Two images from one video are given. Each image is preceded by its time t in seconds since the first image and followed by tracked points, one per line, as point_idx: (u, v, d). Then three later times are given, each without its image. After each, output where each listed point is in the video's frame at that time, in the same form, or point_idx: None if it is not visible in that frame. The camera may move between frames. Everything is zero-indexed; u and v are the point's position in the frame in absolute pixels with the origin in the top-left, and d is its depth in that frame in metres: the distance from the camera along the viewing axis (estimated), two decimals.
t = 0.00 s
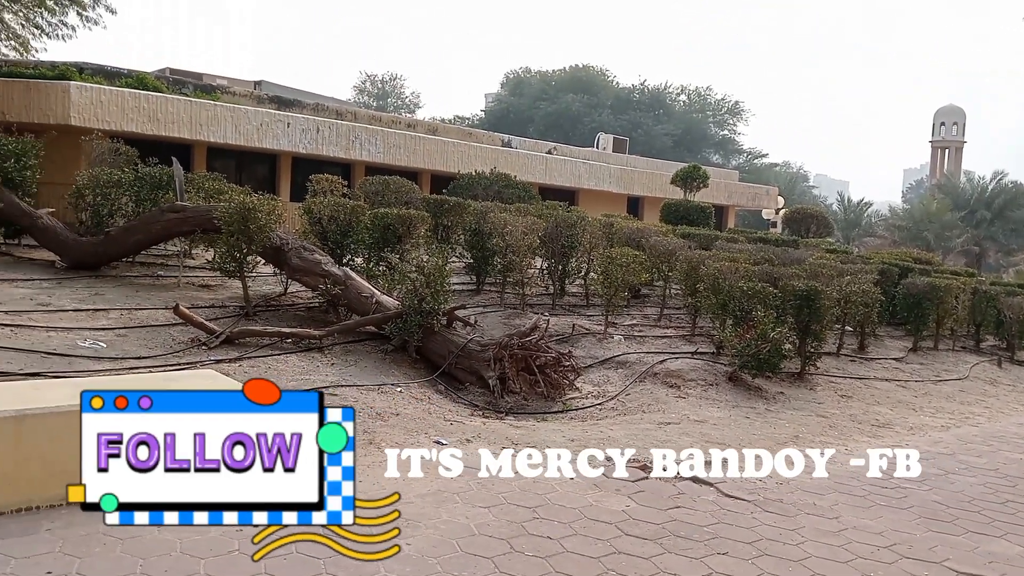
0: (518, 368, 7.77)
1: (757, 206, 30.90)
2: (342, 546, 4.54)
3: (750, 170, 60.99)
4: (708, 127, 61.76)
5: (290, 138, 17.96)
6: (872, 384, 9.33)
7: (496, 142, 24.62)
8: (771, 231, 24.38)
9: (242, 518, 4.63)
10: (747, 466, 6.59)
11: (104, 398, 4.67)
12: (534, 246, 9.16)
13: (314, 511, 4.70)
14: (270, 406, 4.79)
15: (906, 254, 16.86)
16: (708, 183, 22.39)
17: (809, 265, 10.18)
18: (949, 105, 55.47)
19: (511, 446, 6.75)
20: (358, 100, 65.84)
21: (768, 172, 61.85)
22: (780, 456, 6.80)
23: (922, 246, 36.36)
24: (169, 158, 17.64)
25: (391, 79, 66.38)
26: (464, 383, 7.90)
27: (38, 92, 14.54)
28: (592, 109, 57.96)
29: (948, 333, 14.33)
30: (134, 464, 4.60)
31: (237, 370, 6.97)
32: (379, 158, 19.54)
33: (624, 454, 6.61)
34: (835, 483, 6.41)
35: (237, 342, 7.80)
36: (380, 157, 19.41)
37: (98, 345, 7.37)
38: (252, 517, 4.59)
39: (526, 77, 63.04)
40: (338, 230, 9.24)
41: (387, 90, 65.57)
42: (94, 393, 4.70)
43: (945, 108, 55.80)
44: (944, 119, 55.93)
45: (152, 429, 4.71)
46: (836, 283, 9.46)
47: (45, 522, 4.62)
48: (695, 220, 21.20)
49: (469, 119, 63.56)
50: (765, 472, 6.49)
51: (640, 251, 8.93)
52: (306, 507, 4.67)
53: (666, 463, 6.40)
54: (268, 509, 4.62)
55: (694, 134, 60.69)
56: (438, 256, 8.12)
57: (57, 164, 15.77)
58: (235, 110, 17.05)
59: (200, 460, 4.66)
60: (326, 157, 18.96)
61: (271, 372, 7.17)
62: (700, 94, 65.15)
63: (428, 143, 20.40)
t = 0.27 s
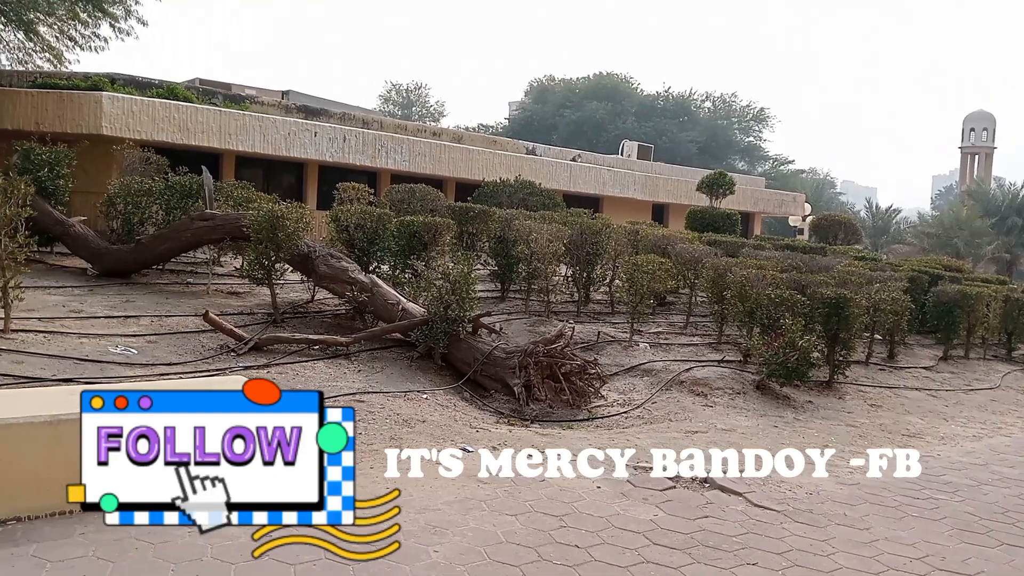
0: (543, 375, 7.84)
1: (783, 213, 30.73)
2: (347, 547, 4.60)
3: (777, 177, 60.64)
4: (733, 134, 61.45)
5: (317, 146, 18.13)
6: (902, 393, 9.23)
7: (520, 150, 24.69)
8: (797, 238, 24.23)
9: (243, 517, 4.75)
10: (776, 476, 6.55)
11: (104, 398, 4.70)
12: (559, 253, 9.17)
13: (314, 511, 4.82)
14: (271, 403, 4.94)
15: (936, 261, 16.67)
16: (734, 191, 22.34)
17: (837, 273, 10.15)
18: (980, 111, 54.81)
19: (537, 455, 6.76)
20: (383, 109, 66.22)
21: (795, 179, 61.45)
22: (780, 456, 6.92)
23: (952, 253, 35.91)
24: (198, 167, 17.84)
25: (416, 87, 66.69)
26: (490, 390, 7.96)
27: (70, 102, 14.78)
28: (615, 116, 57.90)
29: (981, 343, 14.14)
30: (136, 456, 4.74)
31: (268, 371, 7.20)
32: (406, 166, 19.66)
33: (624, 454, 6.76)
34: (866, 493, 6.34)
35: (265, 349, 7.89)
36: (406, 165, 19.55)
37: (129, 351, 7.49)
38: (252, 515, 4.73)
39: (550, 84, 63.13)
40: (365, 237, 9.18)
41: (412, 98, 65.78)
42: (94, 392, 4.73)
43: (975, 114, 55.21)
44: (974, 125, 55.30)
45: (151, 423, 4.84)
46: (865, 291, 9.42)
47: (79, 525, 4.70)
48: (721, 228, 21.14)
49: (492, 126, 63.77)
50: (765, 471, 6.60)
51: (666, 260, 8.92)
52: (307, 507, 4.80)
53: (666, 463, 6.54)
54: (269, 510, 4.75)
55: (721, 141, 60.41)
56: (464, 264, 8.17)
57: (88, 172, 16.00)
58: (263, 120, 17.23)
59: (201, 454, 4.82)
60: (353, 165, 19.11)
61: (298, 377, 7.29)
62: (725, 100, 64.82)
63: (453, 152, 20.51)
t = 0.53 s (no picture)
0: (572, 381, 7.82)
1: (814, 217, 30.42)
2: (379, 553, 4.72)
3: (807, 180, 59.98)
4: (763, 137, 60.83)
5: (346, 154, 18.31)
6: (937, 399, 9.11)
7: (548, 155, 24.71)
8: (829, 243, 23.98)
9: (252, 523, 4.17)
10: (808, 483, 6.50)
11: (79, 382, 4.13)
12: (588, 259, 9.18)
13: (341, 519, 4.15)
14: (282, 397, 4.12)
15: (972, 265, 16.40)
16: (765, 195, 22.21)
17: (870, 278, 10.05)
18: (1015, 111, 53.78)
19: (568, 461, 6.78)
20: (411, 116, 66.62)
21: (824, 181, 60.73)
22: (796, 459, 6.92)
23: (989, 257, 35.24)
24: (230, 176, 18.02)
25: (444, 94, 66.96)
26: (519, 396, 7.98)
27: (105, 113, 15.05)
28: (642, 120, 57.71)
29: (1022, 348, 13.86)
30: (113, 459, 4.21)
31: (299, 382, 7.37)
32: (434, 173, 19.84)
33: (624, 454, 6.89)
34: (901, 501, 6.25)
35: (297, 354, 8.08)
36: (435, 172, 19.69)
37: (164, 358, 7.62)
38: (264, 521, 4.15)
39: (577, 89, 63.13)
40: (394, 244, 9.31)
41: (440, 106, 66.02)
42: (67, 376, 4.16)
43: (1010, 115, 54.28)
44: (1009, 125, 54.37)
45: (135, 417, 4.18)
46: (899, 296, 9.32)
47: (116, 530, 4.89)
48: (751, 232, 20.99)
49: (518, 132, 63.89)
50: (765, 472, 6.64)
51: (695, 266, 8.99)
52: (328, 515, 4.12)
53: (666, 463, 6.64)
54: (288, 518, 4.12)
55: (750, 144, 59.95)
56: (492, 270, 8.21)
57: (122, 181, 16.27)
58: (294, 128, 17.39)
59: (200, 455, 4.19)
60: (382, 172, 19.26)
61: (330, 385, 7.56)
62: (753, 103, 64.24)
63: (482, 158, 20.62)
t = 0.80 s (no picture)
0: (595, 387, 7.82)
1: (841, 224, 30.16)
2: (403, 557, 4.76)
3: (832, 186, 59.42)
4: (789, 143, 60.36)
5: (372, 159, 18.42)
6: (967, 408, 9.00)
7: (571, 160, 24.73)
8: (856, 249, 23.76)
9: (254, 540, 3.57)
10: (834, 492, 6.45)
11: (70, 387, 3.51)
12: (611, 264, 9.12)
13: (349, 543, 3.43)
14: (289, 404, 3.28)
15: (1003, 272, 16.18)
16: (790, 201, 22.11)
17: (898, 284, 9.99)
18: None
19: (591, 467, 6.79)
20: (435, 121, 66.89)
21: (850, 187, 60.16)
22: (820, 468, 6.89)
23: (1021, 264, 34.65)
24: (256, 180, 18.25)
25: (467, 99, 67.19)
26: (542, 401, 8.02)
27: (135, 118, 15.26)
28: (666, 125, 57.60)
29: None
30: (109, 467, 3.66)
31: (324, 387, 7.48)
32: (459, 178, 19.90)
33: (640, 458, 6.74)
34: (930, 511, 6.17)
35: (322, 358, 8.26)
36: (459, 178, 19.78)
37: (191, 360, 7.78)
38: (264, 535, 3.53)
39: (601, 94, 63.15)
40: (418, 248, 9.48)
41: (464, 111, 66.14)
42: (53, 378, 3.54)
43: None
44: None
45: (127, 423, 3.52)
46: (927, 303, 9.26)
47: (144, 530, 5.02)
48: (777, 238, 20.87)
49: (541, 137, 63.98)
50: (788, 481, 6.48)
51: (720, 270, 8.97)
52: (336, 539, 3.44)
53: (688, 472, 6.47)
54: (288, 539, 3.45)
55: (775, 149, 59.57)
56: (515, 275, 8.21)
57: (151, 186, 16.51)
58: (320, 133, 17.52)
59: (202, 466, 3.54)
60: (407, 177, 19.38)
61: (355, 389, 7.70)
62: (779, 108, 63.75)
63: (506, 163, 20.66)
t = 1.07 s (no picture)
0: (624, 393, 7.85)
1: (874, 229, 29.80)
2: (434, 560, 4.77)
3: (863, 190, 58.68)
4: (819, 147, 59.76)
5: (400, 164, 18.55)
6: (1004, 417, 8.85)
7: (599, 165, 24.69)
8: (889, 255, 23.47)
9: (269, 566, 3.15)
10: (867, 500, 6.37)
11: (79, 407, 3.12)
12: (640, 269, 9.11)
13: None
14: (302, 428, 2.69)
15: None
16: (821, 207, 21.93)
17: (931, 291, 9.90)
18: None
19: (620, 473, 6.78)
20: (462, 126, 67.14)
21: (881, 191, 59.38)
22: (852, 476, 6.80)
23: None
24: (287, 186, 18.45)
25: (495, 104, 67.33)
26: (570, 407, 8.03)
27: (168, 125, 15.49)
28: (694, 129, 57.29)
29: None
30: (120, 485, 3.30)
31: (354, 390, 7.55)
32: (486, 183, 19.99)
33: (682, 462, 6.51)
34: (966, 521, 6.06)
35: (352, 361, 8.37)
36: (486, 183, 19.85)
37: (223, 363, 7.91)
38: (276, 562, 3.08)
39: (629, 99, 63.03)
40: (446, 253, 9.51)
41: (491, 116, 66.12)
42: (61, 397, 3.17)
43: None
44: None
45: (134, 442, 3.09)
46: (962, 309, 9.17)
47: (178, 531, 5.09)
48: (808, 243, 20.67)
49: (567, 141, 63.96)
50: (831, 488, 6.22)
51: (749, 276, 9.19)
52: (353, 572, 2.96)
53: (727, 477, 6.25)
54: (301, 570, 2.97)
55: (804, 153, 59.00)
56: (543, 280, 8.27)
57: (185, 192, 16.76)
58: (349, 139, 17.68)
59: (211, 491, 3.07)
60: (435, 182, 19.49)
61: (384, 393, 7.77)
62: (808, 112, 63.13)
63: (534, 168, 20.70)
